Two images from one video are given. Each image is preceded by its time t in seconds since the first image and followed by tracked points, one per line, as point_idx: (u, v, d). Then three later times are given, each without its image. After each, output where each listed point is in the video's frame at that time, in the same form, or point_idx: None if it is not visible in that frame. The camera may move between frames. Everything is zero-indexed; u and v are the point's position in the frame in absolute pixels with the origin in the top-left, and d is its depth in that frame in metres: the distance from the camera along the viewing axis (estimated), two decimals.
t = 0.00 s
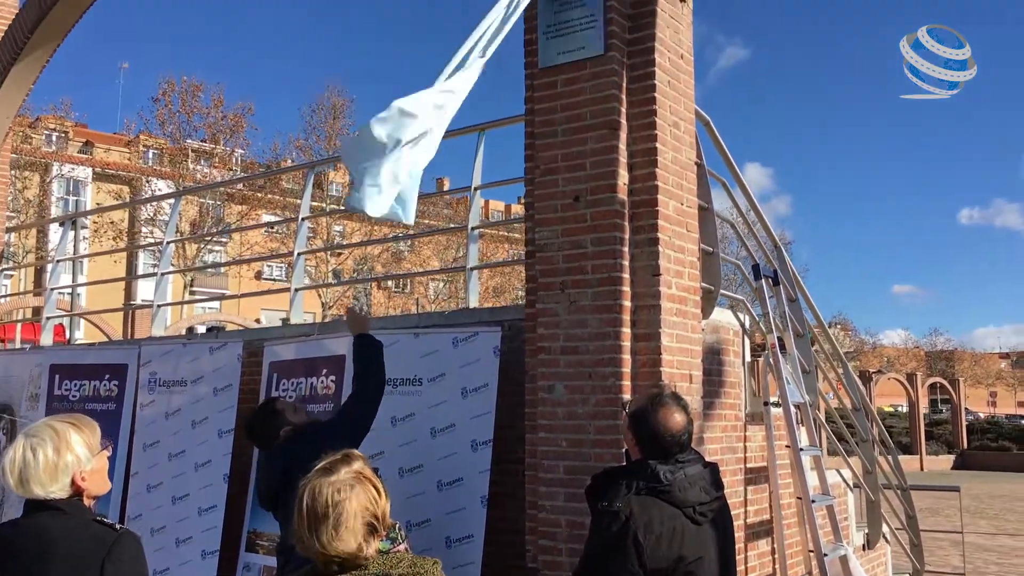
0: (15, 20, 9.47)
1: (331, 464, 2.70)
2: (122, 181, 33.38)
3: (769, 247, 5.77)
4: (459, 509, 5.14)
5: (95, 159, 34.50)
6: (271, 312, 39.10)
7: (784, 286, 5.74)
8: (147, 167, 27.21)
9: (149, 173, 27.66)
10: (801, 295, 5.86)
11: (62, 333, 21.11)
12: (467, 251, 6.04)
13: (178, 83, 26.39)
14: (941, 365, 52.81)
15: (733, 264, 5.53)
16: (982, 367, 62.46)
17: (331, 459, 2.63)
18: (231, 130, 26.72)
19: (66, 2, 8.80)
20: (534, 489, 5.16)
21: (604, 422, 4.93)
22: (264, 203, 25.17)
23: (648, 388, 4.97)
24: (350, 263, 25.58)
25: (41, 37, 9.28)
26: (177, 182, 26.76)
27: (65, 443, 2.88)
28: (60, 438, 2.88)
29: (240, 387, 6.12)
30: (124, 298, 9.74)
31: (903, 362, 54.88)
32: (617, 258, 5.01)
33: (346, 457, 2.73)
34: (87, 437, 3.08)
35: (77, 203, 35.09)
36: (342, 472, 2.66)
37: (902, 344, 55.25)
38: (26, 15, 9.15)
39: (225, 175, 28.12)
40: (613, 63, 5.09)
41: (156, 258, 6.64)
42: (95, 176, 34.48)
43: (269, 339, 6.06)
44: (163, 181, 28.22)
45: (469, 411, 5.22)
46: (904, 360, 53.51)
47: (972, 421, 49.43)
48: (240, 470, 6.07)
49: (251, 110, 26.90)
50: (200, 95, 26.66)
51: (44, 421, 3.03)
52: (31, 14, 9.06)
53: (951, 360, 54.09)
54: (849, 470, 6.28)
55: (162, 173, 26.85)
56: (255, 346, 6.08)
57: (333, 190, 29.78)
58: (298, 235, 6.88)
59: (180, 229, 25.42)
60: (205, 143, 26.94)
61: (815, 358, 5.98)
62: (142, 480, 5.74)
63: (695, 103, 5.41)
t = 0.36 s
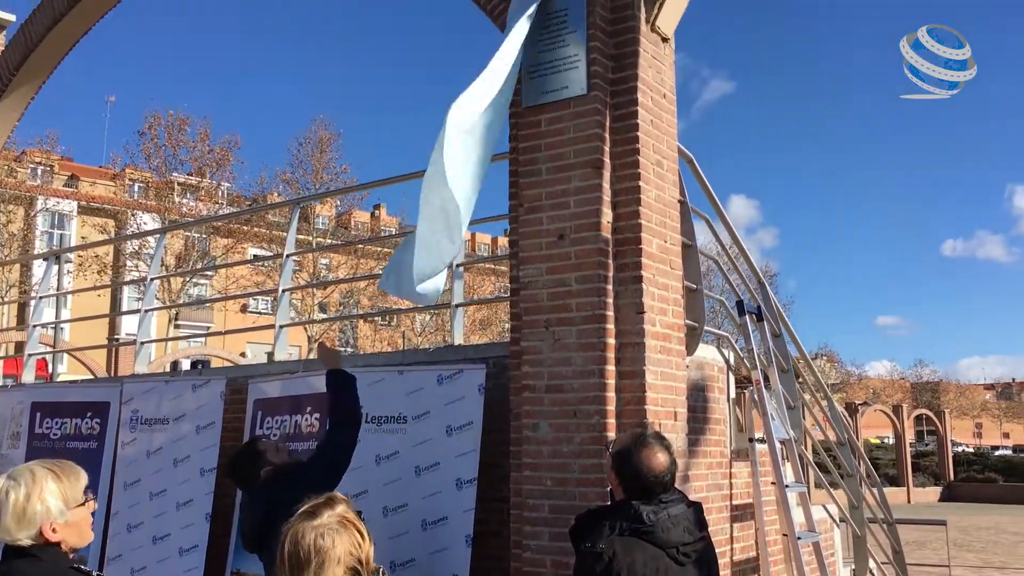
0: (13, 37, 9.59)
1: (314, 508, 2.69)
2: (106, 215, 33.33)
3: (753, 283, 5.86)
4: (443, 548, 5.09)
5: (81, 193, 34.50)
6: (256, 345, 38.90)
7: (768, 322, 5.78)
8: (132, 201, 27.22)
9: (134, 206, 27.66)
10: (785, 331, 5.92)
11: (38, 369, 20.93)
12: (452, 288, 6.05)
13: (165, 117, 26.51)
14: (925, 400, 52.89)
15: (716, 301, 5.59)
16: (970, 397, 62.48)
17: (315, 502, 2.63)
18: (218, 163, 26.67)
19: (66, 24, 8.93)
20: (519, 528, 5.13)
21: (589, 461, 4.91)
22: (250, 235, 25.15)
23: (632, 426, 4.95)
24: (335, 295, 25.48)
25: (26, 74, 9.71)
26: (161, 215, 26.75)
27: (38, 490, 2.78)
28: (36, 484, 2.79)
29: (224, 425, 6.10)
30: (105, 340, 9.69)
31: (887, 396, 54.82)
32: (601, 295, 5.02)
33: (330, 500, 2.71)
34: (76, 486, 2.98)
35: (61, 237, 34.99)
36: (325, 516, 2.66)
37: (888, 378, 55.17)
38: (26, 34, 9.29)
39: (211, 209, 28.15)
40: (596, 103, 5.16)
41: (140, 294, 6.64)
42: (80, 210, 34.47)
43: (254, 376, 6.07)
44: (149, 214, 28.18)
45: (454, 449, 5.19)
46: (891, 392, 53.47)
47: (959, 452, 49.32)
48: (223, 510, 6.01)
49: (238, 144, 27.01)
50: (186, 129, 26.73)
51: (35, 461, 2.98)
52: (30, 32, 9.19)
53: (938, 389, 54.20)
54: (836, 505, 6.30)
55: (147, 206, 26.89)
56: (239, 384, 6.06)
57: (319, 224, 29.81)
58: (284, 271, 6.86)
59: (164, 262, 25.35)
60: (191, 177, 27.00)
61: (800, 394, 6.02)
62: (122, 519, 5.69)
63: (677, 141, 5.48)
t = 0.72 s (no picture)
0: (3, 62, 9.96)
1: (283, 554, 2.58)
2: (85, 248, 33.16)
3: (731, 327, 5.97)
4: None
5: (60, 226, 34.34)
6: (234, 380, 38.49)
7: (746, 364, 5.84)
8: (113, 234, 27.12)
9: (115, 239, 27.55)
10: (763, 373, 6.00)
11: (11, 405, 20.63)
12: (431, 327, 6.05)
13: (148, 151, 26.53)
14: (906, 440, 52.84)
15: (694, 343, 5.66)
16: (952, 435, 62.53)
17: (284, 551, 2.53)
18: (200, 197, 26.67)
19: (61, 48, 9.39)
20: (496, 572, 5.06)
21: (566, 504, 4.87)
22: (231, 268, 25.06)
23: (610, 469, 4.92)
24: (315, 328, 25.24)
25: (7, 108, 10.17)
26: (142, 248, 26.65)
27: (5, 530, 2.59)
28: (9, 523, 2.62)
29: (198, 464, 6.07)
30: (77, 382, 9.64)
31: (869, 435, 54.55)
32: (580, 336, 5.01)
33: (300, 546, 2.61)
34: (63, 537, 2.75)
35: (39, 270, 34.74)
36: (295, 561, 2.55)
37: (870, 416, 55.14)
38: (19, 58, 9.66)
39: (192, 242, 28.04)
40: (576, 146, 5.21)
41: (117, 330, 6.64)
42: (60, 243, 34.30)
43: (228, 415, 6.21)
44: (129, 247, 28.03)
45: (430, 490, 5.15)
46: (872, 431, 53.40)
47: (941, 493, 49.18)
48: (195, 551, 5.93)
49: (221, 178, 27.05)
50: (169, 162, 26.72)
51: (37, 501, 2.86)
52: (23, 57, 9.60)
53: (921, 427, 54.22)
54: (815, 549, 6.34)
55: (128, 239, 26.76)
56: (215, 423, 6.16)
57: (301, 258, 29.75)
58: (262, 308, 6.76)
59: (143, 294, 25.16)
60: (172, 210, 26.99)
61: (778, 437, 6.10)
62: (93, 558, 5.76)
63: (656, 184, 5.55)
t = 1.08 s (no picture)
0: None
1: None
2: (69, 274, 32.99)
3: (717, 362, 6.03)
4: None
5: (44, 251, 34.18)
6: (217, 408, 38.11)
7: (731, 400, 5.86)
8: (97, 260, 26.99)
9: (99, 264, 27.40)
10: (748, 409, 6.07)
11: None
12: (416, 359, 6.02)
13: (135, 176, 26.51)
14: (891, 476, 52.76)
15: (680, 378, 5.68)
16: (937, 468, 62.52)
17: None
18: (186, 223, 26.73)
19: (49, 75, 9.42)
20: None
21: (549, 540, 4.82)
22: (217, 294, 24.95)
23: (593, 505, 4.89)
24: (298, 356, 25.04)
25: None
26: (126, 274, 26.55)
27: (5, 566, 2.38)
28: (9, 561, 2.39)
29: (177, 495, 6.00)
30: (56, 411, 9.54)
31: (855, 471, 54.36)
32: (565, 371, 5.00)
33: None
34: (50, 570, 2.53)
35: (22, 294, 34.48)
36: None
37: (855, 450, 55.09)
38: (7, 85, 9.69)
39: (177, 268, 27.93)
40: (563, 180, 5.23)
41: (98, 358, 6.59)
42: (43, 267, 34.08)
43: (209, 445, 6.22)
44: (114, 273, 27.90)
45: (412, 523, 5.09)
46: (857, 466, 53.32)
47: (926, 528, 49.02)
48: None
49: (208, 205, 27.02)
50: (156, 188, 26.67)
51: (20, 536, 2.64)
52: (11, 84, 9.62)
53: (906, 462, 54.19)
54: None
55: (112, 265, 26.65)
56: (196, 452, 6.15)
57: (286, 286, 29.65)
58: (246, 338, 6.71)
59: (126, 320, 24.98)
60: (158, 236, 26.93)
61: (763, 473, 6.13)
62: None
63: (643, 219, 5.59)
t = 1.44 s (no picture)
0: None
1: None
2: (65, 286, 32.94)
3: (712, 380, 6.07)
4: None
5: (40, 263, 34.14)
6: (211, 420, 38.02)
7: (726, 419, 5.87)
8: (93, 272, 26.98)
9: (95, 277, 27.38)
10: (742, 427, 6.13)
11: None
12: (410, 376, 6.00)
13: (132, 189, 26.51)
14: (886, 492, 52.67)
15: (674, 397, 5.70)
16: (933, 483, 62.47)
17: None
18: (182, 236, 26.68)
19: (46, 89, 9.43)
20: None
21: (542, 559, 4.78)
22: (212, 307, 24.96)
23: (586, 525, 4.87)
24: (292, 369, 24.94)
25: None
26: (122, 287, 26.52)
27: None
28: None
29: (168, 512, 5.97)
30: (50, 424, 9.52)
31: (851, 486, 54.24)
32: (559, 389, 4.99)
33: None
34: None
35: (17, 305, 34.41)
36: None
37: (851, 467, 54.96)
38: (3, 98, 9.69)
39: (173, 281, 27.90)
40: (558, 198, 5.24)
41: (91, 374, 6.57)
42: (38, 279, 34.03)
43: (202, 461, 6.20)
44: (110, 285, 27.87)
45: (404, 541, 5.07)
46: (853, 482, 53.17)
47: (921, 544, 48.93)
48: None
49: (204, 218, 27.02)
50: (152, 201, 26.65)
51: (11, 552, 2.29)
52: (7, 97, 9.63)
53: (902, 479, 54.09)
54: None
55: (108, 278, 26.62)
56: (188, 468, 6.16)
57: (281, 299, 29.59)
58: (239, 354, 6.69)
59: (120, 333, 24.93)
60: (154, 249, 26.92)
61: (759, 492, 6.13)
62: None
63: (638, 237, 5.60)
